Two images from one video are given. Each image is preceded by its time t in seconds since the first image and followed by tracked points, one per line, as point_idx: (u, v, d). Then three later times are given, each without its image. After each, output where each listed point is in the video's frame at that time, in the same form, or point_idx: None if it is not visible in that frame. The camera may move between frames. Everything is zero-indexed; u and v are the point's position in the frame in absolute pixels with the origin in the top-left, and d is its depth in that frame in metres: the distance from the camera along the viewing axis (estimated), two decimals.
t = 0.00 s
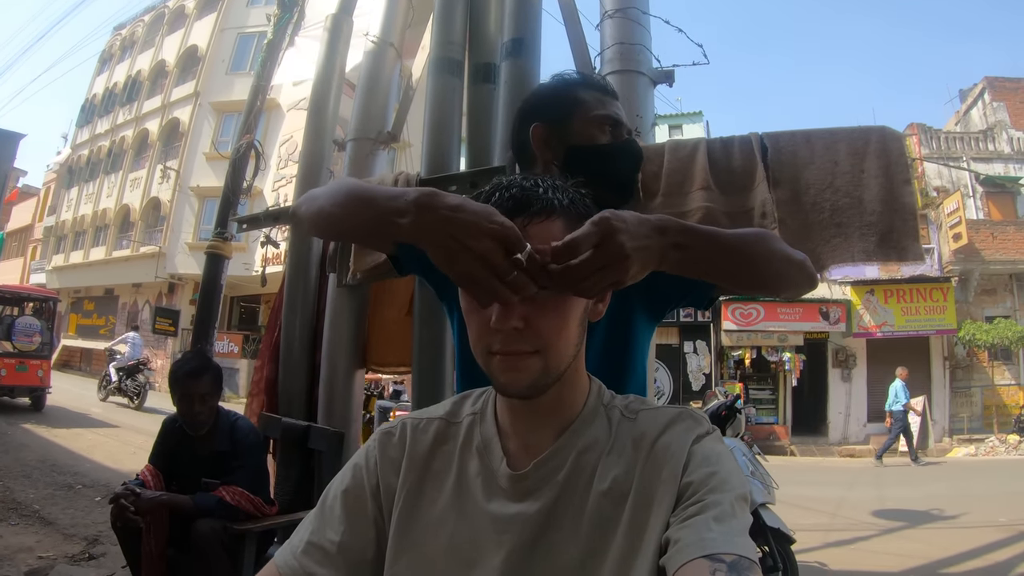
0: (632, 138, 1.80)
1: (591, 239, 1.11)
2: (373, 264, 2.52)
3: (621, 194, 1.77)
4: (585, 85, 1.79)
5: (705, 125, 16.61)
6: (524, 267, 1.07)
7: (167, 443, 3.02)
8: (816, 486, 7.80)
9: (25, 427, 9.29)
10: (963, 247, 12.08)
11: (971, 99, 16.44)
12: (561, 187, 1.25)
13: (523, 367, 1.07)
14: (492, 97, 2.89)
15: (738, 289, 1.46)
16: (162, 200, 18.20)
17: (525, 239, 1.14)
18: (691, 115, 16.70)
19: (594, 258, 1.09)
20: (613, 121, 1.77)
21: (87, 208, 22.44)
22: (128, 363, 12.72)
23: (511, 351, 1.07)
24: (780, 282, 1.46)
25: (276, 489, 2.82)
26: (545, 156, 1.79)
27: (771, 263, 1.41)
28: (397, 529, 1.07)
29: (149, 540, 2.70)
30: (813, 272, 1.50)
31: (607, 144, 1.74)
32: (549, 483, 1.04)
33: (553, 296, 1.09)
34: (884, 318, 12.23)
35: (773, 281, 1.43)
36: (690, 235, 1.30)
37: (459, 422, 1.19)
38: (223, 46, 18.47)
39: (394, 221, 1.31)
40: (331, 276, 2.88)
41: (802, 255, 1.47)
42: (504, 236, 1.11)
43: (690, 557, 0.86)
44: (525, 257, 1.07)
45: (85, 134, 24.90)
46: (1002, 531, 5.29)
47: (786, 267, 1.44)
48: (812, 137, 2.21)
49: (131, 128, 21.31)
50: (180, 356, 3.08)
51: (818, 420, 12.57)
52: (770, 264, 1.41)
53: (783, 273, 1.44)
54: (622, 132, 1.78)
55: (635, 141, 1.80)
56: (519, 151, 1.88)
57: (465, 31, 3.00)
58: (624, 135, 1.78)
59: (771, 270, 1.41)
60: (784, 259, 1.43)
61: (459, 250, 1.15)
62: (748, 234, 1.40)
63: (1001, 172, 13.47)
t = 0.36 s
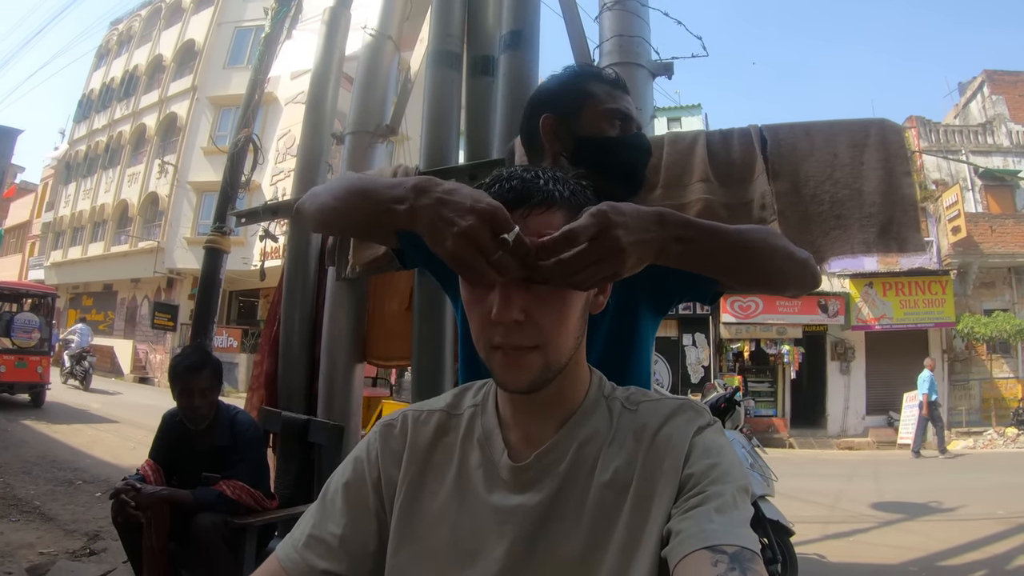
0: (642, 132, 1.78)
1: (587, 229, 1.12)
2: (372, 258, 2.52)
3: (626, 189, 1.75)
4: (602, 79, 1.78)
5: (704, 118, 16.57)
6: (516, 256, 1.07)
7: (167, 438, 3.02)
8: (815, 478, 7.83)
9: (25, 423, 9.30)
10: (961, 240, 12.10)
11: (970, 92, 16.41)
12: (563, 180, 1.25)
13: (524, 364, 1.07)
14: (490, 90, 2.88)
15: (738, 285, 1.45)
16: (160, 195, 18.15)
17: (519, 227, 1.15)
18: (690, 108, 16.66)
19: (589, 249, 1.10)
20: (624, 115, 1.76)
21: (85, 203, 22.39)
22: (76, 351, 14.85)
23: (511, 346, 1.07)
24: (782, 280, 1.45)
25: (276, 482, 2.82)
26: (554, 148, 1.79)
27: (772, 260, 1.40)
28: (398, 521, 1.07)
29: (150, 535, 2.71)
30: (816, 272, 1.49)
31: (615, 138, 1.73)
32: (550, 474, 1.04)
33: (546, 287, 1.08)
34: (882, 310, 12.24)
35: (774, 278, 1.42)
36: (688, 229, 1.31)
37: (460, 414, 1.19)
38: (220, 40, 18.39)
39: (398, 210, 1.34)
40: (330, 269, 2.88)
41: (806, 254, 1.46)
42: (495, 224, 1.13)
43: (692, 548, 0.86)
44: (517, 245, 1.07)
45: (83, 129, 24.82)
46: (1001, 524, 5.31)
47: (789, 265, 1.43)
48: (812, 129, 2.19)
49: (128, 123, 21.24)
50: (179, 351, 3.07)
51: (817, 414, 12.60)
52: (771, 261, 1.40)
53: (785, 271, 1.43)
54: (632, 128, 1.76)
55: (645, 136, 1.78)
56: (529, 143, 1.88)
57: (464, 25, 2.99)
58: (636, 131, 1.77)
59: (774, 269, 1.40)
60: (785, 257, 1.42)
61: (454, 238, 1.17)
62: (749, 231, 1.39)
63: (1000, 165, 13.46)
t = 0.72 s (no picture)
0: (644, 127, 1.77)
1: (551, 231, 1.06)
2: (371, 254, 2.51)
3: (626, 180, 1.74)
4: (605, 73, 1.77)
5: (703, 114, 16.55)
6: (487, 254, 1.09)
7: (167, 434, 3.02)
8: (813, 474, 7.85)
9: (25, 420, 9.30)
10: (960, 236, 12.10)
11: (970, 88, 16.39)
12: (562, 177, 1.25)
13: (525, 364, 1.07)
14: (489, 85, 2.88)
15: (739, 279, 1.38)
16: (159, 190, 18.12)
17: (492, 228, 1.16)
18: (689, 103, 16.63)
19: (562, 251, 1.05)
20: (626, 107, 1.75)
21: (84, 199, 22.35)
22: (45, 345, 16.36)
23: (512, 346, 1.07)
24: (783, 275, 1.36)
25: (276, 478, 2.82)
26: (555, 141, 1.78)
27: (771, 252, 1.31)
28: (399, 515, 1.07)
29: (150, 531, 2.71)
30: (821, 261, 1.40)
31: (616, 131, 1.72)
32: (550, 469, 1.04)
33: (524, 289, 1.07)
34: (881, 306, 12.25)
35: (773, 271, 1.33)
36: (682, 221, 1.20)
37: (459, 410, 1.19)
38: (218, 35, 18.32)
39: (381, 210, 1.31)
40: (329, 265, 2.87)
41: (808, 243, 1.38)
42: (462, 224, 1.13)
43: (692, 545, 0.86)
44: (486, 245, 1.09)
45: (81, 124, 24.75)
46: (999, 520, 5.33)
47: (790, 258, 1.34)
48: (812, 125, 2.18)
49: (126, 119, 21.16)
50: (178, 347, 3.07)
51: (816, 409, 12.63)
52: (770, 254, 1.31)
53: (787, 265, 1.34)
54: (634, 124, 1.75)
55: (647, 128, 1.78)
56: (531, 137, 1.87)
57: (463, 20, 2.97)
58: (640, 127, 1.76)
59: (772, 260, 1.32)
60: (786, 247, 1.32)
61: (424, 238, 1.16)
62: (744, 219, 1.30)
63: (999, 161, 13.46)
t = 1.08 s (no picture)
0: (642, 121, 1.75)
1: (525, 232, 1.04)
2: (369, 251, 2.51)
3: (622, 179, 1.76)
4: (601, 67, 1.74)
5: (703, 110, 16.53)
6: (473, 252, 1.09)
7: (165, 431, 3.02)
8: (811, 470, 7.87)
9: (23, 416, 9.29)
10: (959, 234, 12.10)
11: (969, 85, 16.38)
12: (565, 175, 1.26)
13: (530, 362, 1.07)
14: (488, 82, 2.88)
15: (740, 275, 1.28)
16: (157, 186, 18.09)
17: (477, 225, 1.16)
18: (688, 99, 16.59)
19: (532, 254, 1.04)
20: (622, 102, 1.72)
21: (82, 195, 22.29)
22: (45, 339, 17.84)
23: (515, 344, 1.07)
24: (781, 272, 1.27)
25: (274, 475, 2.82)
26: (552, 141, 1.78)
27: (767, 247, 1.22)
28: (396, 514, 1.07)
29: (148, 528, 2.70)
30: (825, 256, 1.30)
31: (610, 129, 1.71)
32: (549, 466, 1.04)
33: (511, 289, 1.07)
34: (879, 303, 12.27)
35: (768, 266, 1.24)
36: (667, 217, 1.14)
37: (457, 408, 1.18)
38: (217, 30, 18.26)
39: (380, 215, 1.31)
40: (327, 260, 2.86)
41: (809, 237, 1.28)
42: (447, 223, 1.14)
43: (692, 543, 0.86)
44: (470, 244, 1.10)
45: (79, 120, 24.68)
46: (996, 517, 5.35)
47: (790, 252, 1.24)
48: (812, 123, 2.18)
49: (125, 114, 21.10)
50: (176, 344, 3.07)
51: (814, 406, 12.67)
52: (765, 250, 1.22)
53: (785, 260, 1.25)
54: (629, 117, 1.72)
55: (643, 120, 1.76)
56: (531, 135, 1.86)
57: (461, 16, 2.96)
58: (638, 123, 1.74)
59: (767, 254, 1.22)
60: (783, 242, 1.23)
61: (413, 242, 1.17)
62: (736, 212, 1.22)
63: (998, 159, 13.46)
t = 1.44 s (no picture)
0: (622, 99, 1.66)
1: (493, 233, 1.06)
2: (365, 248, 2.50)
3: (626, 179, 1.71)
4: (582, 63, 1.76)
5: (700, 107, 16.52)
6: (457, 254, 1.12)
7: (163, 430, 3.01)
8: (809, 467, 7.88)
9: (21, 415, 9.28)
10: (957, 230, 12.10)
11: (967, 82, 16.38)
12: (570, 173, 1.26)
13: (530, 359, 1.07)
14: (486, 79, 2.87)
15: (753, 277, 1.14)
16: (154, 184, 18.05)
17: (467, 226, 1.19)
18: (686, 96, 16.57)
19: (505, 252, 1.04)
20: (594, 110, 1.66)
21: (79, 193, 22.25)
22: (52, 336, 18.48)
23: (518, 342, 1.07)
24: (801, 272, 1.10)
25: (273, 473, 2.82)
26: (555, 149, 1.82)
27: (775, 243, 1.07)
28: (396, 513, 1.07)
29: (148, 527, 2.70)
30: (851, 254, 1.11)
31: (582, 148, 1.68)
32: (549, 466, 1.04)
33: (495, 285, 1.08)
34: (877, 300, 12.28)
35: (779, 264, 1.08)
36: (649, 211, 1.05)
37: (458, 407, 1.18)
38: (214, 28, 18.21)
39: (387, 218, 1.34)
40: (325, 258, 2.86)
41: (830, 232, 1.09)
42: (436, 224, 1.17)
43: (692, 541, 0.86)
44: (455, 243, 1.13)
45: (76, 118, 24.62)
46: (994, 514, 5.36)
47: (805, 249, 1.08)
48: (810, 119, 2.17)
49: (122, 112, 21.06)
50: (174, 343, 3.07)
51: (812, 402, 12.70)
52: (773, 245, 1.07)
53: (797, 259, 1.09)
54: (603, 97, 1.67)
55: (625, 118, 1.64)
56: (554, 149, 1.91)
57: (459, 13, 2.94)
58: (620, 102, 1.66)
59: (771, 254, 1.07)
60: (790, 239, 1.07)
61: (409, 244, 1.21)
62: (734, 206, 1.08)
63: (996, 156, 13.46)
